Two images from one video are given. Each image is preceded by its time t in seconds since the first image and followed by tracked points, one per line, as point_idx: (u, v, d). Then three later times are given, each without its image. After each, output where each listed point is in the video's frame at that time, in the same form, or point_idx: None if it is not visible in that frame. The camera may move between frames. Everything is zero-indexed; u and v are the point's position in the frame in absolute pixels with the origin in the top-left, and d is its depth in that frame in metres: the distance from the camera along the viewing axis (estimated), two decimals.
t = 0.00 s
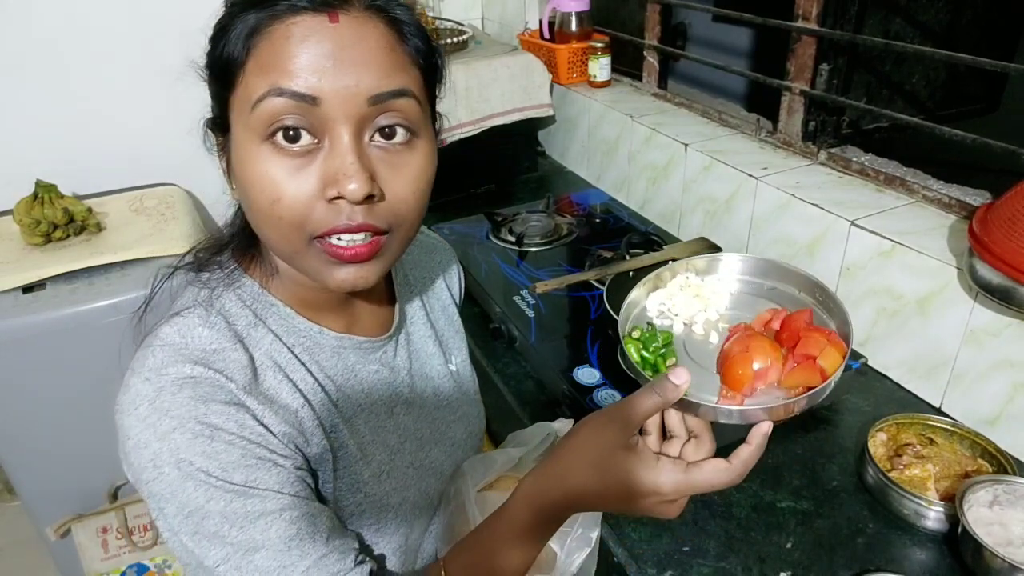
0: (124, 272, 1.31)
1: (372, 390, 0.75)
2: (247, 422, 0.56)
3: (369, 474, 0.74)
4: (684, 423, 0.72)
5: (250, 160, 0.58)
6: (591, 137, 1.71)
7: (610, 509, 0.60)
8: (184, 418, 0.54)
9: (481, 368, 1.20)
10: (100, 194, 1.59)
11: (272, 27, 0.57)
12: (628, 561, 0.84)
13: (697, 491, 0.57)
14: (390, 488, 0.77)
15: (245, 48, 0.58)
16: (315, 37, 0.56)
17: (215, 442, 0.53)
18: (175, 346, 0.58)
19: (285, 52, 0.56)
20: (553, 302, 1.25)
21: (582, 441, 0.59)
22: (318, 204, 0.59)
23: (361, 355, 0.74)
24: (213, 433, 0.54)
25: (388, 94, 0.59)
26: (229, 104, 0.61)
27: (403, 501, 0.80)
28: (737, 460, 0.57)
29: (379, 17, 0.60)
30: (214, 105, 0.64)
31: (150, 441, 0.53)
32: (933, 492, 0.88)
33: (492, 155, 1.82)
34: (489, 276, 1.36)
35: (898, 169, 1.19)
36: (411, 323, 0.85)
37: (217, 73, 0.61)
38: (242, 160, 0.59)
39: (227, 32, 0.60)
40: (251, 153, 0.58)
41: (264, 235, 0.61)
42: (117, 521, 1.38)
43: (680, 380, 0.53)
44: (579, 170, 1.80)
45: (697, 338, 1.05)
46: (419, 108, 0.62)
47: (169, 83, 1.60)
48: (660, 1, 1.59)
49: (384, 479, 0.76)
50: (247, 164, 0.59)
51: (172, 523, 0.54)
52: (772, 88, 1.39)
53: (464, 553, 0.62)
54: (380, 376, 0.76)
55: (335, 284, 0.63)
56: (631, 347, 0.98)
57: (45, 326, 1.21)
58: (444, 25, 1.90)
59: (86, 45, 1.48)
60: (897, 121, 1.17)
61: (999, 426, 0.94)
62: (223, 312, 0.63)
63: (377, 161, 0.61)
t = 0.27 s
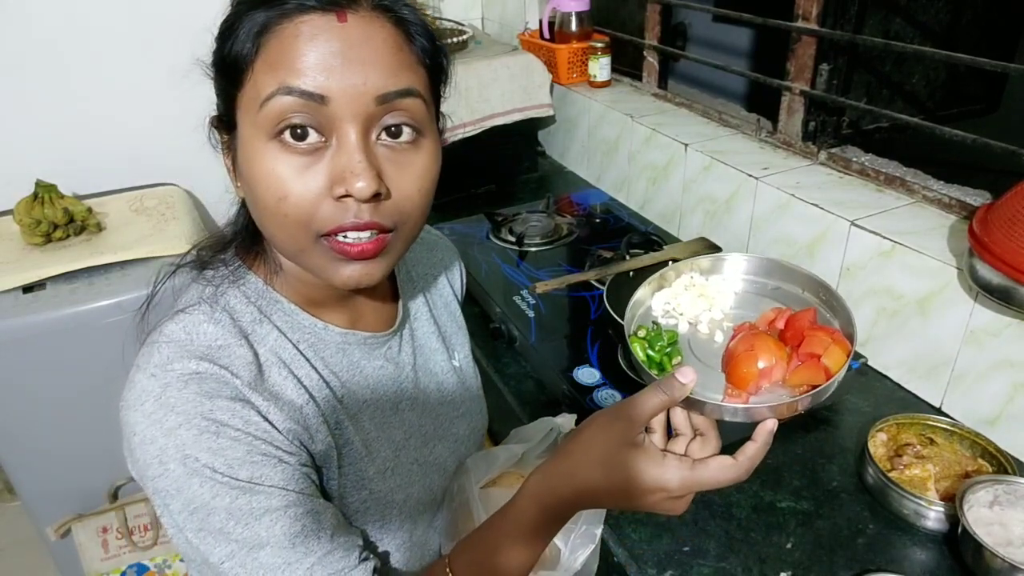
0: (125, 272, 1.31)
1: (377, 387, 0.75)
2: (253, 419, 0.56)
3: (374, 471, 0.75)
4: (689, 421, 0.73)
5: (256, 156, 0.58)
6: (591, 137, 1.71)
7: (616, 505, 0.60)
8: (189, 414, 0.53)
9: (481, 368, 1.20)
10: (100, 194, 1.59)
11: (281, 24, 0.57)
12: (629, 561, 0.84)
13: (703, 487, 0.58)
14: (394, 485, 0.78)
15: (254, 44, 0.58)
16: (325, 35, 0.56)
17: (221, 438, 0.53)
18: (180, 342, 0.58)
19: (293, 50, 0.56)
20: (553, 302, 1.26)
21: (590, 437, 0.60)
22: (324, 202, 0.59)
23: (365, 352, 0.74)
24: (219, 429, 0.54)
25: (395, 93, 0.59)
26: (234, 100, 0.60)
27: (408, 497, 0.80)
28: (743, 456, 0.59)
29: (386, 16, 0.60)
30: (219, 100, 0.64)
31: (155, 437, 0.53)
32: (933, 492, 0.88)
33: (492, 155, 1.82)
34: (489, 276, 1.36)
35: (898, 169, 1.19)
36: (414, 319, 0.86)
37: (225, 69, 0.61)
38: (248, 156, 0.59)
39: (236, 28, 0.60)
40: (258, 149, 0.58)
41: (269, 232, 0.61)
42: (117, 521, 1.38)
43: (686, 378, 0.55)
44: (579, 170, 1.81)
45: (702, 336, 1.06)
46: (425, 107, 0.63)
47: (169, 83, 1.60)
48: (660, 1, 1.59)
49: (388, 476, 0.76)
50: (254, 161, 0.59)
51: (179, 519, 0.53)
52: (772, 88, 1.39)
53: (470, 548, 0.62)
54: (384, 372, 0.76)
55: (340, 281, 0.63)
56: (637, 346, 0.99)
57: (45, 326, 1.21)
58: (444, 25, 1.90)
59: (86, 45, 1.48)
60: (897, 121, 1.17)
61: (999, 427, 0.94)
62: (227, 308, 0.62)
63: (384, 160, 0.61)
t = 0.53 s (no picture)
0: (125, 272, 1.31)
1: (379, 386, 0.75)
2: (257, 419, 0.56)
3: (377, 471, 0.75)
4: (695, 427, 0.73)
5: (270, 160, 0.58)
6: (591, 137, 1.71)
7: (619, 509, 0.60)
8: (193, 414, 0.53)
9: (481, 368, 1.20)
10: (100, 194, 1.59)
11: (300, 30, 0.57)
12: (629, 561, 0.84)
13: (707, 492, 0.58)
14: (397, 484, 0.78)
15: (273, 48, 0.58)
16: (345, 42, 0.56)
17: (225, 438, 0.53)
18: (183, 341, 0.58)
19: (312, 56, 0.56)
20: (553, 302, 1.26)
21: (595, 441, 0.60)
22: (341, 209, 0.59)
23: (367, 351, 0.74)
24: (222, 429, 0.54)
25: (413, 102, 0.59)
26: (249, 104, 0.60)
27: (410, 497, 0.80)
28: (748, 462, 0.58)
29: (405, 25, 0.60)
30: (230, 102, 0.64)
31: (160, 437, 0.53)
32: (933, 492, 0.88)
33: (492, 155, 1.82)
34: (489, 276, 1.36)
35: (898, 169, 1.19)
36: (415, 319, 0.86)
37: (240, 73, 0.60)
38: (262, 159, 0.59)
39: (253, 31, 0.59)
40: (273, 153, 0.58)
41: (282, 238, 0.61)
42: (117, 521, 1.38)
43: (692, 386, 0.54)
44: (579, 170, 1.81)
45: (708, 343, 1.04)
46: (440, 115, 0.62)
47: (169, 83, 1.60)
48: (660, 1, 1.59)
49: (391, 475, 0.76)
50: (268, 164, 0.58)
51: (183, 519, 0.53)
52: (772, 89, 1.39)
53: (473, 550, 0.62)
54: (386, 371, 0.76)
55: (352, 287, 0.63)
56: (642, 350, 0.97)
57: (46, 326, 1.21)
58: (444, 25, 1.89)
59: (86, 45, 1.48)
60: (898, 121, 1.17)
61: (999, 427, 0.94)
62: (230, 308, 0.62)
63: (398, 167, 0.61)
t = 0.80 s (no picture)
0: (125, 272, 1.31)
1: (387, 384, 0.76)
2: (272, 427, 0.56)
3: (387, 468, 0.76)
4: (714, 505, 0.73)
5: (348, 182, 0.57)
6: (591, 137, 1.71)
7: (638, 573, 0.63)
8: (209, 423, 0.53)
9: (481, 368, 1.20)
10: (100, 194, 1.59)
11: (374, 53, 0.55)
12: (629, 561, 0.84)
13: (720, 562, 0.63)
14: (407, 480, 0.79)
15: (345, 69, 0.54)
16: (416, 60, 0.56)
17: (239, 450, 0.53)
18: (195, 345, 0.57)
19: (397, 82, 0.55)
20: (553, 303, 1.26)
21: (633, 499, 0.64)
22: (418, 215, 0.61)
23: (372, 350, 0.74)
24: (238, 441, 0.53)
25: (473, 105, 0.62)
26: (303, 122, 0.56)
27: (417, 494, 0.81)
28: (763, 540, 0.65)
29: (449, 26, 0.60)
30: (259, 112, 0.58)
31: (175, 446, 0.52)
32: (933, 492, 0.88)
33: (491, 155, 1.81)
34: (489, 275, 1.36)
35: (898, 169, 1.19)
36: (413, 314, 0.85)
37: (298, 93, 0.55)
38: (334, 181, 0.57)
39: (304, 45, 0.54)
40: (348, 175, 0.57)
41: (351, 247, 0.61)
42: (117, 521, 1.38)
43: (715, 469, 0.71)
44: (579, 170, 1.81)
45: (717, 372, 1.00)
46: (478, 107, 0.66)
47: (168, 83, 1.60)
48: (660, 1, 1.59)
49: (400, 471, 0.77)
50: (344, 184, 0.57)
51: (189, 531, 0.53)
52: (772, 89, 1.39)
53: None
54: (391, 369, 0.77)
55: (414, 278, 0.66)
56: (676, 435, 0.82)
57: (46, 326, 1.21)
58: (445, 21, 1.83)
59: (86, 45, 1.47)
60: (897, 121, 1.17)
61: (999, 427, 0.94)
62: (241, 313, 0.62)
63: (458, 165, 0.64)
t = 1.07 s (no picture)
0: (124, 272, 1.32)
1: (399, 380, 0.75)
2: (312, 435, 0.57)
3: (410, 462, 0.75)
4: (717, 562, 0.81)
5: (397, 186, 0.59)
6: (591, 137, 1.71)
7: None
8: (254, 439, 0.53)
9: (482, 368, 1.20)
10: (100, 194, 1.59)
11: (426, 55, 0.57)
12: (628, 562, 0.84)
13: None
14: (427, 472, 0.78)
15: (406, 79, 0.57)
16: (459, 65, 0.59)
17: (284, 464, 0.53)
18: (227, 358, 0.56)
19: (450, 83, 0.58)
20: (553, 303, 1.26)
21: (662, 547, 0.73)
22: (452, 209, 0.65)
23: (382, 346, 0.73)
24: (283, 454, 0.54)
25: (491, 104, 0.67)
26: (360, 131, 0.57)
27: (432, 491, 0.80)
28: None
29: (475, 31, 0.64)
30: (297, 120, 0.57)
31: (219, 463, 0.52)
32: (933, 492, 0.88)
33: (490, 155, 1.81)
34: (489, 275, 1.36)
35: (898, 169, 1.19)
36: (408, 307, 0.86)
37: (353, 100, 0.56)
38: (386, 185, 0.59)
39: (353, 50, 0.55)
40: (399, 179, 0.59)
41: (389, 246, 0.64)
42: (117, 521, 1.38)
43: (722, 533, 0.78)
44: (579, 170, 1.80)
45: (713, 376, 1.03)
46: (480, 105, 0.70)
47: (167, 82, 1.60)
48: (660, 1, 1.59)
49: (420, 463, 0.77)
50: (397, 189, 0.60)
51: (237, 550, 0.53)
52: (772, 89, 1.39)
53: None
54: (401, 363, 0.76)
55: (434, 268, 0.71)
56: (685, 506, 0.88)
57: (46, 326, 1.21)
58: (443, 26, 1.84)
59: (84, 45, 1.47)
60: (898, 121, 1.16)
61: (999, 427, 0.94)
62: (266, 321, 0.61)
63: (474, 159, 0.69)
